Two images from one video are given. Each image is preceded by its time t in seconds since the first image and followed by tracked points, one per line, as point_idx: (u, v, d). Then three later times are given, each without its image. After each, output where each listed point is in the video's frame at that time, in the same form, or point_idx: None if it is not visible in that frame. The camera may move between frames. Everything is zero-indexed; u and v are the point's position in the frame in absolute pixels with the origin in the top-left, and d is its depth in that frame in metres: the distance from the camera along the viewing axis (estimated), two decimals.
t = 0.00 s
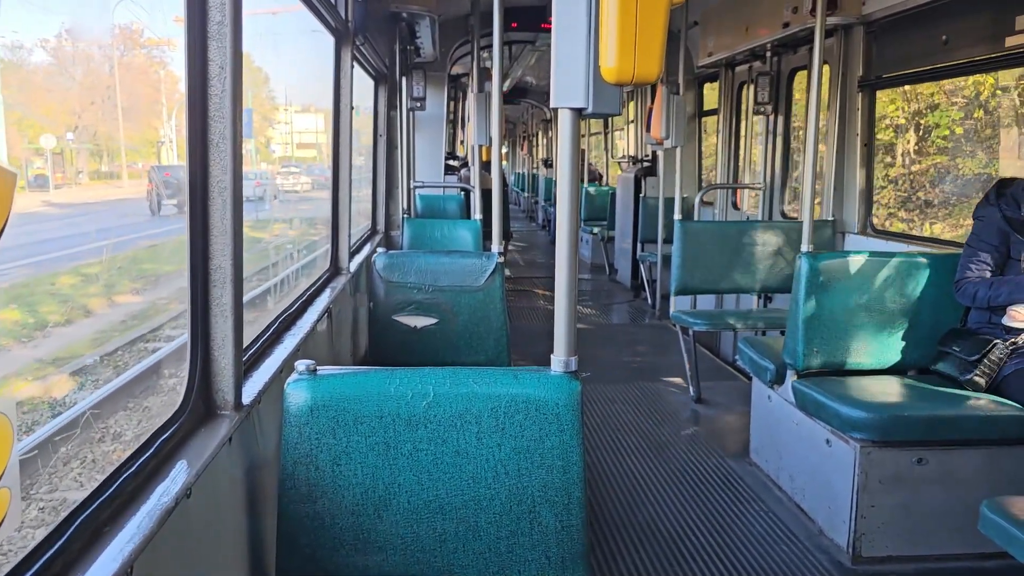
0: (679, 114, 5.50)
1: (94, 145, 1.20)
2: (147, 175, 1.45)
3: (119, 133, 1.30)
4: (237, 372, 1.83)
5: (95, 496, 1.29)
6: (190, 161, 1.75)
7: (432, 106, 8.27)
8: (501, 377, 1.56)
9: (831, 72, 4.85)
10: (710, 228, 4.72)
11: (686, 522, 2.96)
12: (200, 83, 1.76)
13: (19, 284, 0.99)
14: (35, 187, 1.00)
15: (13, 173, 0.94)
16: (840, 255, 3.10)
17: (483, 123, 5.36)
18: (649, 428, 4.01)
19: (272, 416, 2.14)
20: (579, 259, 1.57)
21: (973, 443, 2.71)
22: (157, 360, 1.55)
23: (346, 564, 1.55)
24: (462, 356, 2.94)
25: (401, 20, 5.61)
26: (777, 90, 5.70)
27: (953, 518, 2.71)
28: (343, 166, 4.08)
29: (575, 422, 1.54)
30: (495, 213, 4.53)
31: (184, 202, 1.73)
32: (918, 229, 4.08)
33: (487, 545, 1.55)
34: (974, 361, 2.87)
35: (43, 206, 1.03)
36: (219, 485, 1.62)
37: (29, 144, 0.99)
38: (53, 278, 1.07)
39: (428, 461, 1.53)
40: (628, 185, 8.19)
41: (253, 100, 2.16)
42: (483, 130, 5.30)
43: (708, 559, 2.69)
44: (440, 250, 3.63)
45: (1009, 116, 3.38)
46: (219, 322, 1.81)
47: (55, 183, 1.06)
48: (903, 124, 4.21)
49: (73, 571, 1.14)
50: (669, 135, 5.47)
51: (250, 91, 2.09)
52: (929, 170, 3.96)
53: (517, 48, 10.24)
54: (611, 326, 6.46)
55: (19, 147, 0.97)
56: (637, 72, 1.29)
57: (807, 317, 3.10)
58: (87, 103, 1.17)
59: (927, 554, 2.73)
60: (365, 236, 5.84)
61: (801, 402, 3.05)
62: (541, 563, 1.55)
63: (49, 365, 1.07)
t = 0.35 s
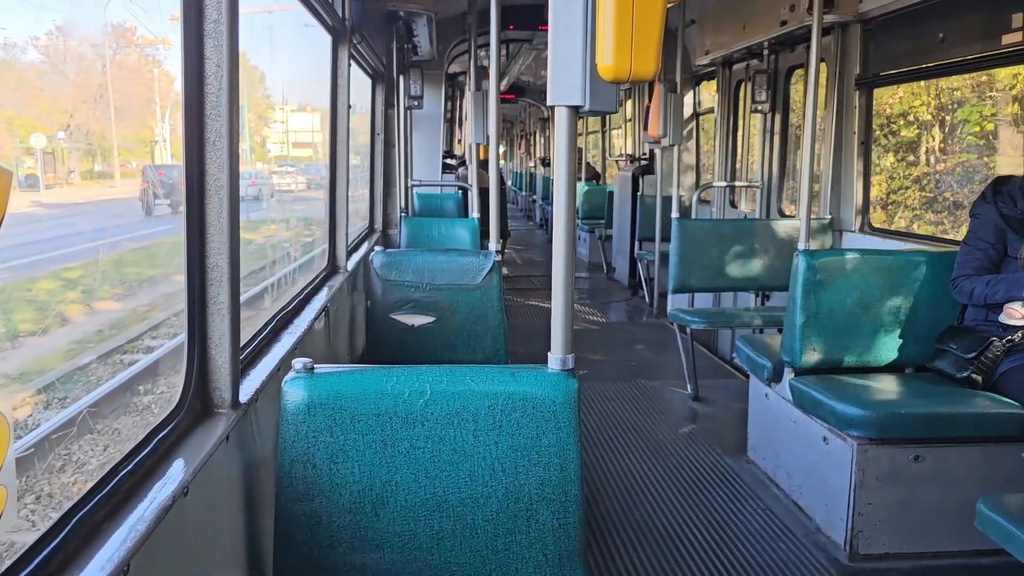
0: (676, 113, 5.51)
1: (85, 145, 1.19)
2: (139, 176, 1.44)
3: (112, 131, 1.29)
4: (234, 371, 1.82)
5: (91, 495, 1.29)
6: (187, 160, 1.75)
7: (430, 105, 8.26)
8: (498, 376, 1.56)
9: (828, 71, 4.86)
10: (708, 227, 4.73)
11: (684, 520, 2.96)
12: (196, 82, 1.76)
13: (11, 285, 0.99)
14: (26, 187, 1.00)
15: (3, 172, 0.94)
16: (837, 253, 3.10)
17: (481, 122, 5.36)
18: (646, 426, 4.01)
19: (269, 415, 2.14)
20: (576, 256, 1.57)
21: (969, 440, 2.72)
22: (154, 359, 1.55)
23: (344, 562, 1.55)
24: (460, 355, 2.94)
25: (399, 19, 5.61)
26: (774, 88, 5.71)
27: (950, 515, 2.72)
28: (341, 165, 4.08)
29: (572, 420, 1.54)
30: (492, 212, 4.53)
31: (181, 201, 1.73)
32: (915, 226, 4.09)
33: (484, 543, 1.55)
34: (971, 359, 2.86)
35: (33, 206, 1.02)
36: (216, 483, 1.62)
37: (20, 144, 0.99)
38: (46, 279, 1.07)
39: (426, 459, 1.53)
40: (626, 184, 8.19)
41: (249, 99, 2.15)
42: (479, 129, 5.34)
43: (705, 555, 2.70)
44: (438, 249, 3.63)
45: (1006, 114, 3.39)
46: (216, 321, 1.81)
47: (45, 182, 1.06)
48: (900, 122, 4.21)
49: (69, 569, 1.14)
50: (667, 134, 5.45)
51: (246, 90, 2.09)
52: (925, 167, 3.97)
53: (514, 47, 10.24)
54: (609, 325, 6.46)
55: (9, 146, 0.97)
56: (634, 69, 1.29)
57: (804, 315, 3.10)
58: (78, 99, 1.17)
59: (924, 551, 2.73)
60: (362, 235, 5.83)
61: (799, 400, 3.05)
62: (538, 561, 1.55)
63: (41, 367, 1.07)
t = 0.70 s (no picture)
0: (675, 113, 5.51)
1: (78, 145, 1.18)
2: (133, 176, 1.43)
3: (105, 131, 1.28)
4: (233, 371, 1.83)
5: (89, 495, 1.29)
6: (186, 161, 1.75)
7: (428, 106, 8.26)
8: (497, 376, 1.57)
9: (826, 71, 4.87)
10: (706, 227, 4.73)
11: (683, 520, 2.96)
12: (195, 82, 1.76)
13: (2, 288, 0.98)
14: (18, 188, 0.99)
15: None
16: (835, 253, 3.11)
17: (480, 123, 5.36)
18: (645, 425, 4.01)
19: (268, 415, 2.14)
20: (575, 257, 1.57)
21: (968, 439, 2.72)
22: (152, 360, 1.56)
23: (343, 562, 1.55)
24: (459, 355, 2.94)
25: (397, 19, 5.61)
26: (772, 88, 5.71)
27: (948, 514, 2.73)
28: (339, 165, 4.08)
29: (570, 419, 1.54)
30: (490, 212, 4.53)
31: (180, 201, 1.73)
32: (914, 226, 4.09)
33: (482, 543, 1.55)
34: (968, 358, 2.86)
35: (24, 207, 1.01)
36: (215, 484, 1.62)
37: (11, 144, 0.98)
38: (39, 281, 1.06)
39: (424, 459, 1.53)
40: (625, 184, 8.18)
41: (245, 99, 2.15)
42: (478, 129, 5.31)
43: (703, 555, 2.70)
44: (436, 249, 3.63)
45: (1004, 114, 3.39)
46: (214, 321, 1.81)
47: (37, 183, 1.05)
48: (899, 121, 4.22)
49: (67, 570, 1.14)
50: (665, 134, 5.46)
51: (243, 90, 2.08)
52: (924, 167, 3.97)
53: (512, 47, 10.24)
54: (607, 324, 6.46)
55: (2, 146, 0.96)
56: (632, 70, 1.29)
57: (802, 315, 3.10)
58: (70, 100, 1.16)
59: (923, 551, 2.74)
60: (361, 235, 5.83)
61: (797, 400, 3.05)
62: (537, 561, 1.55)
63: (37, 369, 1.07)
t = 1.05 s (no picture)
0: (673, 113, 5.51)
1: (73, 145, 1.17)
2: (133, 171, 1.43)
3: (99, 132, 1.26)
4: (231, 372, 1.83)
5: (89, 495, 1.29)
6: (185, 161, 1.75)
7: (426, 106, 8.25)
8: (495, 376, 1.57)
9: (824, 72, 4.88)
10: (704, 228, 4.73)
11: (681, 520, 2.96)
12: (194, 82, 1.75)
13: None
14: (10, 189, 0.97)
15: None
16: (834, 254, 3.11)
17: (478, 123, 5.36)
18: (643, 426, 4.02)
19: (266, 416, 2.14)
20: (573, 258, 1.57)
21: (966, 439, 2.72)
22: (151, 361, 1.56)
23: (341, 563, 1.55)
24: (458, 355, 2.94)
25: (395, 19, 5.61)
26: (770, 89, 5.71)
27: (946, 514, 2.73)
28: (337, 166, 4.08)
29: (569, 420, 1.54)
30: (489, 212, 4.54)
31: (179, 202, 1.73)
32: (912, 226, 4.09)
33: (481, 544, 1.55)
34: (968, 359, 2.84)
35: (14, 209, 0.99)
36: (213, 484, 1.62)
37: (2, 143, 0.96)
38: (36, 281, 1.06)
39: (423, 459, 1.53)
40: (623, 184, 8.19)
41: (242, 99, 2.15)
42: (476, 129, 5.31)
43: (702, 555, 2.70)
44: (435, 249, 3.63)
45: (1001, 114, 3.39)
46: (213, 321, 1.81)
47: (28, 184, 1.02)
48: (897, 122, 4.23)
49: (66, 570, 1.14)
50: (663, 134, 5.46)
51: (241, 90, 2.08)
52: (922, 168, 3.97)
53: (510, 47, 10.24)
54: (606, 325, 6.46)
55: None
56: (630, 70, 1.29)
57: (800, 316, 3.11)
58: (62, 100, 1.14)
59: (921, 551, 2.74)
60: (359, 236, 5.83)
61: (796, 400, 3.05)
62: (535, 561, 1.55)
63: (35, 369, 1.06)
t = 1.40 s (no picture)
0: (673, 113, 5.50)
1: (70, 145, 1.16)
2: (132, 171, 1.43)
3: (96, 130, 1.25)
4: (230, 372, 1.83)
5: (89, 495, 1.29)
6: (185, 162, 1.75)
7: (425, 106, 8.25)
8: (495, 376, 1.57)
9: (824, 72, 4.88)
10: (704, 228, 4.73)
11: (680, 520, 2.96)
12: (194, 82, 1.75)
13: None
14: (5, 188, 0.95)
15: None
16: (834, 254, 3.11)
17: (477, 123, 5.35)
18: (643, 426, 4.02)
19: (266, 415, 2.14)
20: (573, 257, 1.58)
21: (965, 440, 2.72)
22: (151, 361, 1.56)
23: (341, 563, 1.55)
24: (457, 356, 2.94)
25: (395, 19, 5.61)
26: (770, 89, 5.71)
27: (945, 515, 2.73)
28: (337, 166, 4.08)
29: (569, 420, 1.54)
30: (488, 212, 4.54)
31: (179, 202, 1.73)
32: (912, 226, 4.09)
33: (481, 543, 1.55)
34: (967, 359, 2.84)
35: (9, 211, 0.97)
36: (212, 484, 1.62)
37: None
38: (32, 281, 1.05)
39: (422, 459, 1.54)
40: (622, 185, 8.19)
41: (241, 99, 2.14)
42: (476, 129, 5.31)
43: (701, 555, 2.71)
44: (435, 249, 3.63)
45: (1001, 114, 3.39)
46: (212, 321, 1.81)
47: (24, 184, 1.00)
48: (897, 122, 4.23)
49: (66, 570, 1.14)
50: (663, 134, 5.46)
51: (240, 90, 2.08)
52: (923, 168, 3.97)
53: (510, 47, 10.25)
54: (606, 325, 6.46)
55: None
56: (630, 70, 1.29)
57: (800, 316, 3.11)
58: (59, 99, 1.12)
59: (921, 551, 2.74)
60: (358, 236, 5.82)
61: (795, 400, 3.06)
62: (535, 561, 1.55)
63: (32, 369, 1.06)
